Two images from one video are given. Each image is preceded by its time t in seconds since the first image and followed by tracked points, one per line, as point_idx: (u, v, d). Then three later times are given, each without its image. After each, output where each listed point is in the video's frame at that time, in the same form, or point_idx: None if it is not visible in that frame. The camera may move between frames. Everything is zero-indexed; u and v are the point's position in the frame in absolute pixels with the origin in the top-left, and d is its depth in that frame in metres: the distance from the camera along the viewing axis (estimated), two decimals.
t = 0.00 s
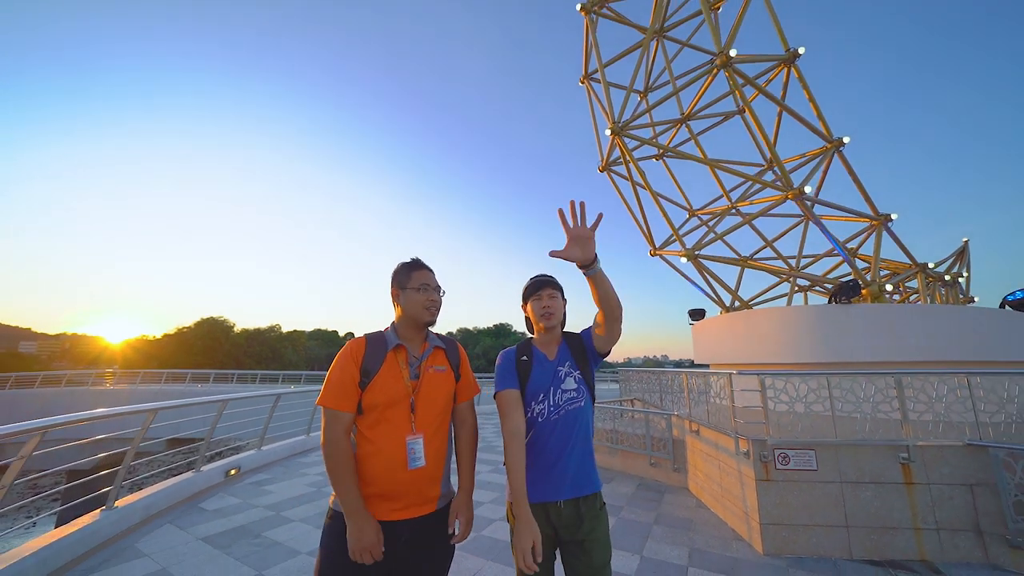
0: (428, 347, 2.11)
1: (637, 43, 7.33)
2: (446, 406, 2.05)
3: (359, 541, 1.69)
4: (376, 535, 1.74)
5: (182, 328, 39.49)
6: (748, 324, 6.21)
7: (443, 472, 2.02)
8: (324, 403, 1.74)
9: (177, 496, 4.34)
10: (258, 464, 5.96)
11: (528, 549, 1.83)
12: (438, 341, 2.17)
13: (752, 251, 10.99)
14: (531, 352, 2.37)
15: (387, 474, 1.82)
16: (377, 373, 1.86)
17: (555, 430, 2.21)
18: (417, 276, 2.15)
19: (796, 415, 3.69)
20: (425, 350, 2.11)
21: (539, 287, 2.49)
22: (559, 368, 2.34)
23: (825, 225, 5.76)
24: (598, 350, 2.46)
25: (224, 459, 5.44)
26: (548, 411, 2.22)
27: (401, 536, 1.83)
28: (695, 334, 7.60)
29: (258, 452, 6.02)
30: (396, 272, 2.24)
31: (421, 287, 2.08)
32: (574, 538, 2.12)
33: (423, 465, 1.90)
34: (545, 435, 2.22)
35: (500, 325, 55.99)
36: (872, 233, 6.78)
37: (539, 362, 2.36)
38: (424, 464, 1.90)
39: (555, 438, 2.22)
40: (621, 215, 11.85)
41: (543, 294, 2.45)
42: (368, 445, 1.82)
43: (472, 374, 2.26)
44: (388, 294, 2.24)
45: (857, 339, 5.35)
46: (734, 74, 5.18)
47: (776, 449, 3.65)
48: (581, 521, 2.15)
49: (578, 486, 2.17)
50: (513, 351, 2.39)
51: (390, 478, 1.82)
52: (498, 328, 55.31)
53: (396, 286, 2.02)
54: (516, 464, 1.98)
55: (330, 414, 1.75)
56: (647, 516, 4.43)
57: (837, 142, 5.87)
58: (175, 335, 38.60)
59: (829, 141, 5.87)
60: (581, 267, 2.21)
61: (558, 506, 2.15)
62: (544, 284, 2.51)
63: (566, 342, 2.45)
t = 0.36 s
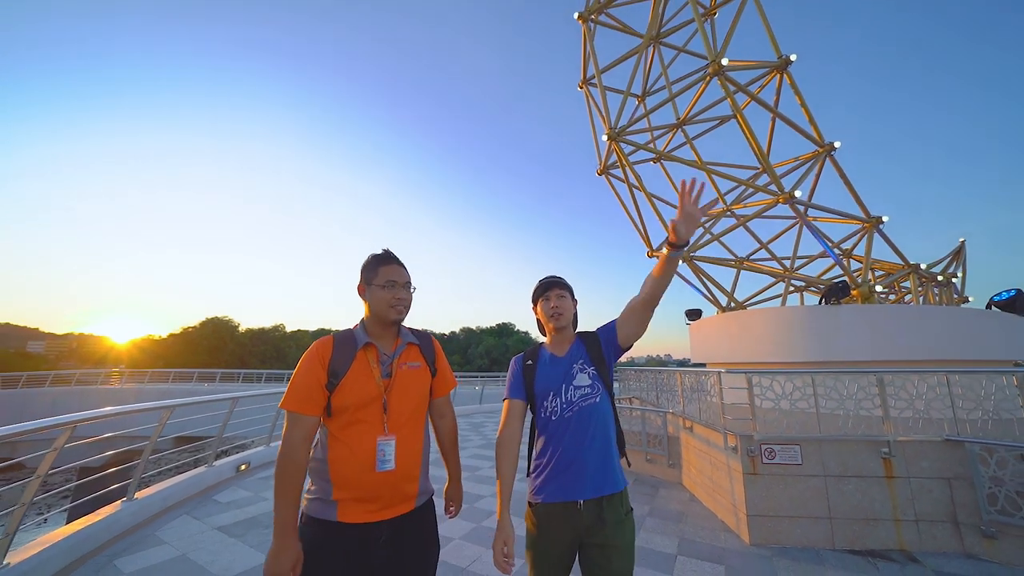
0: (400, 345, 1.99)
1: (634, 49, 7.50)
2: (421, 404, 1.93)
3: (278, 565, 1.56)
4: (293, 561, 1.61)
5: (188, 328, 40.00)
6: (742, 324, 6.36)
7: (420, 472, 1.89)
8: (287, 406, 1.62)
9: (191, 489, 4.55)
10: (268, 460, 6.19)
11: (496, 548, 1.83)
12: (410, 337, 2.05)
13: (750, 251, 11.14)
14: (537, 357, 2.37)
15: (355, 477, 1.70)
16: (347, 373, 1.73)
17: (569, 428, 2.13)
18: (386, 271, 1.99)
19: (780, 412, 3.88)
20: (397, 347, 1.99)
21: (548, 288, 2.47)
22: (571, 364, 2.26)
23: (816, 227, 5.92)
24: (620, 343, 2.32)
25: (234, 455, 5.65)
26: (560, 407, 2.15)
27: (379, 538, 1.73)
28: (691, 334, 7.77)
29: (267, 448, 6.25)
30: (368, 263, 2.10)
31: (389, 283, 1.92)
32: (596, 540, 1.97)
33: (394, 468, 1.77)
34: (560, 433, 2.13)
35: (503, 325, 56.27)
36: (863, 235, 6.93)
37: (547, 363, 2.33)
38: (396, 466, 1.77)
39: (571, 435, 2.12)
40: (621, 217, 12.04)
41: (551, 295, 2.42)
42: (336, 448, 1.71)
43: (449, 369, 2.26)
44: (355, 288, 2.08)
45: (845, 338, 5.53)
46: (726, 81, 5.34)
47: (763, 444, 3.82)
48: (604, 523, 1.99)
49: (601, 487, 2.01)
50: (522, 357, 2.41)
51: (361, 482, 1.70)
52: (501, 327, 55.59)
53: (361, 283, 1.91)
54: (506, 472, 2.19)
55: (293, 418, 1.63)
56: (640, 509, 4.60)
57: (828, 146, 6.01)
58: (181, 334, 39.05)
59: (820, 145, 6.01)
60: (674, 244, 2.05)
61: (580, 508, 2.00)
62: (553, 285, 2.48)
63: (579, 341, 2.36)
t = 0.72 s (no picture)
0: (378, 346, 1.94)
1: (631, 56, 7.65)
2: (398, 404, 1.86)
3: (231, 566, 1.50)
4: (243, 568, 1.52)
5: (195, 328, 40.52)
6: (739, 325, 6.48)
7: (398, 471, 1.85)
8: (261, 408, 1.60)
9: (203, 485, 4.74)
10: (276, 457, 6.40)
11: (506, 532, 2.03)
12: (387, 336, 2.00)
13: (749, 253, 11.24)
14: (546, 360, 2.41)
15: (326, 478, 1.67)
16: (324, 375, 1.69)
17: (580, 428, 2.16)
18: (364, 270, 1.96)
19: (768, 410, 4.03)
20: (375, 347, 1.94)
21: (557, 290, 2.45)
22: (580, 367, 2.28)
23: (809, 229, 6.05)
24: (631, 347, 2.31)
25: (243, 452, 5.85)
26: (571, 410, 2.18)
27: (363, 532, 1.70)
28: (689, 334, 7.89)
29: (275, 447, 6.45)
30: (342, 262, 2.03)
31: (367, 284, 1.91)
32: (605, 540, 2.02)
33: (360, 471, 1.70)
34: (571, 435, 2.18)
35: (506, 325, 56.51)
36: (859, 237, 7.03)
37: (556, 365, 2.36)
38: (362, 469, 1.70)
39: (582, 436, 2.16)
40: (621, 219, 12.21)
41: (560, 298, 2.42)
42: (309, 448, 1.68)
43: (429, 365, 2.15)
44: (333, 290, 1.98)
45: (838, 339, 5.66)
46: (720, 88, 5.48)
47: (752, 441, 3.96)
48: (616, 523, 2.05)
49: (611, 487, 2.06)
50: (531, 358, 2.46)
51: (336, 483, 1.67)
52: (505, 327, 55.81)
53: (338, 283, 1.89)
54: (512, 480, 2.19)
55: (268, 420, 1.61)
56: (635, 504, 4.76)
57: (821, 150, 6.14)
58: (188, 335, 39.58)
59: (814, 149, 6.14)
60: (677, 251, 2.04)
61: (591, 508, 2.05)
62: (562, 287, 2.46)
63: (588, 343, 2.38)
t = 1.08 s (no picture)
0: (381, 343, 2.09)
1: (632, 60, 7.79)
2: (398, 399, 2.01)
3: (304, 538, 1.69)
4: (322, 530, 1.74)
5: (209, 329, 41.37)
6: (740, 325, 6.57)
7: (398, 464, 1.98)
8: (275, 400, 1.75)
9: (223, 478, 5.04)
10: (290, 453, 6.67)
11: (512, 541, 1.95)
12: (392, 335, 2.14)
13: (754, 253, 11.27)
14: (548, 357, 2.43)
15: (331, 467, 1.80)
16: (329, 371, 1.85)
17: (578, 428, 2.18)
18: (365, 270, 2.11)
19: (763, 407, 4.15)
20: (378, 344, 2.10)
21: (562, 288, 2.44)
22: (580, 367, 2.29)
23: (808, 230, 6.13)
24: (626, 348, 2.37)
25: (260, 447, 6.13)
26: (569, 409, 2.20)
27: (360, 519, 1.83)
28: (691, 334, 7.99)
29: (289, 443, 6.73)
30: (350, 269, 2.21)
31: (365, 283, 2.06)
32: (603, 536, 2.04)
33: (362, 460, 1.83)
34: (569, 434, 2.20)
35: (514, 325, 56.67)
36: (860, 237, 7.08)
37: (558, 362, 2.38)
38: (364, 459, 1.83)
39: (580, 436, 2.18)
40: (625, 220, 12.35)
41: (565, 296, 2.41)
42: (315, 439, 1.83)
43: (434, 364, 2.28)
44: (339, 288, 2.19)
45: (835, 338, 5.74)
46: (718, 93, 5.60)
47: (746, 437, 4.09)
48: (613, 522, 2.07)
49: (607, 488, 2.08)
50: (533, 356, 2.47)
51: (337, 472, 1.81)
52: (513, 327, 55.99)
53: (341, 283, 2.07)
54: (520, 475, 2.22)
55: (281, 412, 1.76)
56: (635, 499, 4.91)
57: (821, 152, 6.21)
58: (203, 335, 40.44)
59: (813, 150, 6.22)
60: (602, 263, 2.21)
61: (586, 508, 2.07)
62: (569, 285, 2.44)
63: (591, 343, 2.39)
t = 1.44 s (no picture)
0: (405, 343, 2.21)
1: (629, 67, 7.97)
2: (417, 399, 2.08)
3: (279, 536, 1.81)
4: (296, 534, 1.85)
5: (214, 329, 41.78)
6: (733, 326, 6.73)
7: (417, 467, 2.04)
8: (300, 394, 1.92)
9: (234, 473, 5.27)
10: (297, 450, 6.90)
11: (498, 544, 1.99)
12: (415, 337, 2.25)
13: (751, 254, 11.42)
14: (537, 352, 2.43)
15: (348, 464, 1.90)
16: (352, 367, 1.98)
17: (570, 424, 2.18)
18: (394, 271, 2.22)
19: (749, 406, 4.34)
20: (402, 345, 2.21)
21: (546, 284, 2.50)
22: (573, 362, 2.30)
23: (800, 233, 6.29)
24: (624, 346, 2.33)
25: (268, 444, 6.36)
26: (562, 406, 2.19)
27: (375, 525, 1.89)
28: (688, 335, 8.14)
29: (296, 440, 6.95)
30: (379, 271, 2.37)
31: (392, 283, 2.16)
32: (593, 539, 2.04)
33: (378, 459, 1.91)
34: (561, 430, 2.19)
35: (517, 325, 56.87)
36: (853, 241, 7.23)
37: (547, 358, 2.39)
38: (379, 457, 1.91)
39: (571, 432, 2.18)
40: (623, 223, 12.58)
41: (548, 292, 2.45)
42: (335, 435, 1.95)
43: (454, 369, 2.38)
44: (367, 289, 2.35)
45: (825, 339, 5.89)
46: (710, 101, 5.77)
47: (735, 434, 4.26)
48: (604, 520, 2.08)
49: (598, 484, 2.10)
50: (520, 353, 2.46)
51: (353, 469, 1.89)
52: (516, 327, 56.21)
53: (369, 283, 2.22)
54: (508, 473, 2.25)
55: (304, 405, 1.91)
56: (630, 494, 5.08)
57: (812, 157, 6.36)
58: (208, 335, 40.91)
59: (805, 156, 6.38)
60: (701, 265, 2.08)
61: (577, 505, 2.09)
62: (553, 280, 2.49)
63: (580, 339, 2.40)
